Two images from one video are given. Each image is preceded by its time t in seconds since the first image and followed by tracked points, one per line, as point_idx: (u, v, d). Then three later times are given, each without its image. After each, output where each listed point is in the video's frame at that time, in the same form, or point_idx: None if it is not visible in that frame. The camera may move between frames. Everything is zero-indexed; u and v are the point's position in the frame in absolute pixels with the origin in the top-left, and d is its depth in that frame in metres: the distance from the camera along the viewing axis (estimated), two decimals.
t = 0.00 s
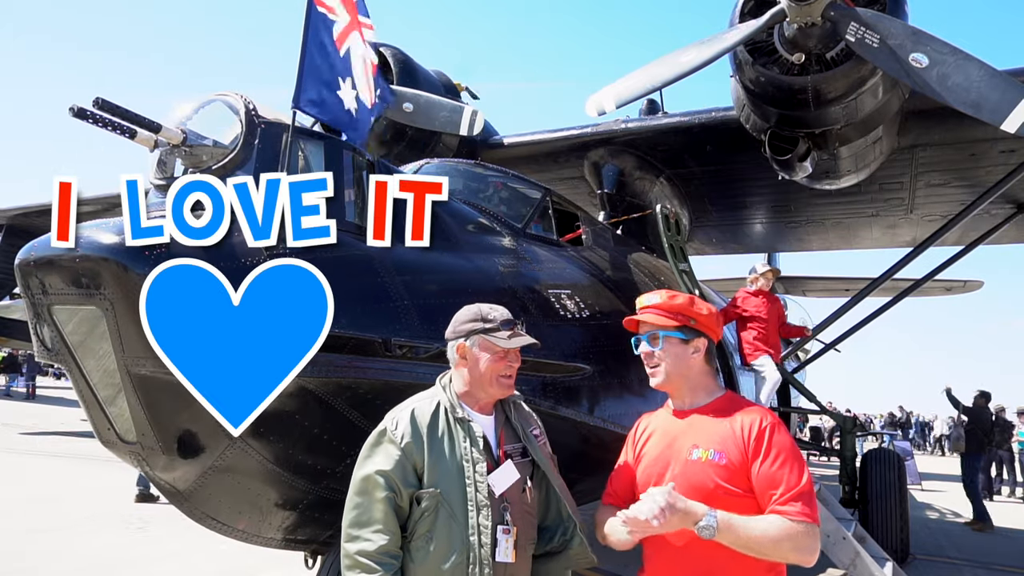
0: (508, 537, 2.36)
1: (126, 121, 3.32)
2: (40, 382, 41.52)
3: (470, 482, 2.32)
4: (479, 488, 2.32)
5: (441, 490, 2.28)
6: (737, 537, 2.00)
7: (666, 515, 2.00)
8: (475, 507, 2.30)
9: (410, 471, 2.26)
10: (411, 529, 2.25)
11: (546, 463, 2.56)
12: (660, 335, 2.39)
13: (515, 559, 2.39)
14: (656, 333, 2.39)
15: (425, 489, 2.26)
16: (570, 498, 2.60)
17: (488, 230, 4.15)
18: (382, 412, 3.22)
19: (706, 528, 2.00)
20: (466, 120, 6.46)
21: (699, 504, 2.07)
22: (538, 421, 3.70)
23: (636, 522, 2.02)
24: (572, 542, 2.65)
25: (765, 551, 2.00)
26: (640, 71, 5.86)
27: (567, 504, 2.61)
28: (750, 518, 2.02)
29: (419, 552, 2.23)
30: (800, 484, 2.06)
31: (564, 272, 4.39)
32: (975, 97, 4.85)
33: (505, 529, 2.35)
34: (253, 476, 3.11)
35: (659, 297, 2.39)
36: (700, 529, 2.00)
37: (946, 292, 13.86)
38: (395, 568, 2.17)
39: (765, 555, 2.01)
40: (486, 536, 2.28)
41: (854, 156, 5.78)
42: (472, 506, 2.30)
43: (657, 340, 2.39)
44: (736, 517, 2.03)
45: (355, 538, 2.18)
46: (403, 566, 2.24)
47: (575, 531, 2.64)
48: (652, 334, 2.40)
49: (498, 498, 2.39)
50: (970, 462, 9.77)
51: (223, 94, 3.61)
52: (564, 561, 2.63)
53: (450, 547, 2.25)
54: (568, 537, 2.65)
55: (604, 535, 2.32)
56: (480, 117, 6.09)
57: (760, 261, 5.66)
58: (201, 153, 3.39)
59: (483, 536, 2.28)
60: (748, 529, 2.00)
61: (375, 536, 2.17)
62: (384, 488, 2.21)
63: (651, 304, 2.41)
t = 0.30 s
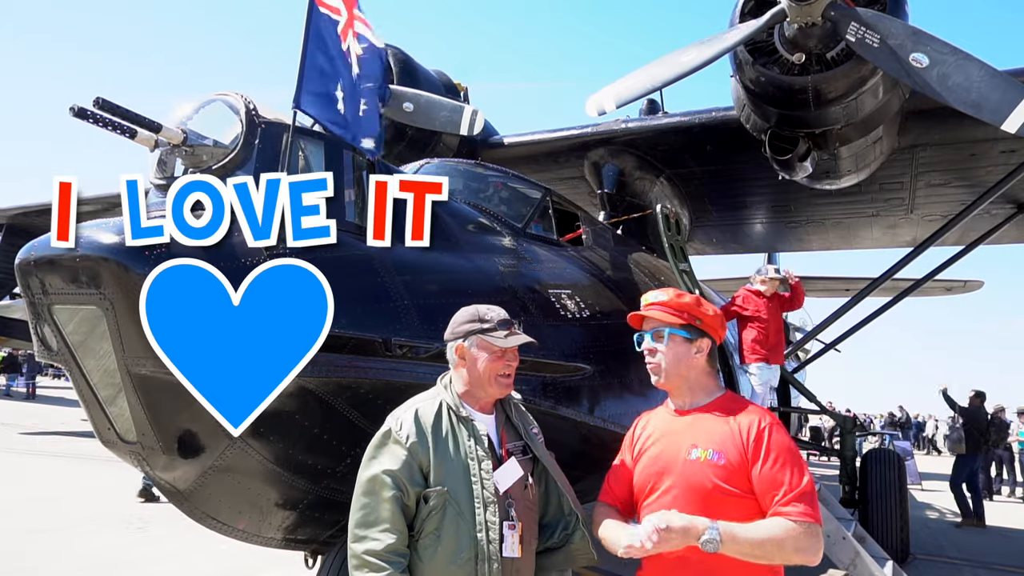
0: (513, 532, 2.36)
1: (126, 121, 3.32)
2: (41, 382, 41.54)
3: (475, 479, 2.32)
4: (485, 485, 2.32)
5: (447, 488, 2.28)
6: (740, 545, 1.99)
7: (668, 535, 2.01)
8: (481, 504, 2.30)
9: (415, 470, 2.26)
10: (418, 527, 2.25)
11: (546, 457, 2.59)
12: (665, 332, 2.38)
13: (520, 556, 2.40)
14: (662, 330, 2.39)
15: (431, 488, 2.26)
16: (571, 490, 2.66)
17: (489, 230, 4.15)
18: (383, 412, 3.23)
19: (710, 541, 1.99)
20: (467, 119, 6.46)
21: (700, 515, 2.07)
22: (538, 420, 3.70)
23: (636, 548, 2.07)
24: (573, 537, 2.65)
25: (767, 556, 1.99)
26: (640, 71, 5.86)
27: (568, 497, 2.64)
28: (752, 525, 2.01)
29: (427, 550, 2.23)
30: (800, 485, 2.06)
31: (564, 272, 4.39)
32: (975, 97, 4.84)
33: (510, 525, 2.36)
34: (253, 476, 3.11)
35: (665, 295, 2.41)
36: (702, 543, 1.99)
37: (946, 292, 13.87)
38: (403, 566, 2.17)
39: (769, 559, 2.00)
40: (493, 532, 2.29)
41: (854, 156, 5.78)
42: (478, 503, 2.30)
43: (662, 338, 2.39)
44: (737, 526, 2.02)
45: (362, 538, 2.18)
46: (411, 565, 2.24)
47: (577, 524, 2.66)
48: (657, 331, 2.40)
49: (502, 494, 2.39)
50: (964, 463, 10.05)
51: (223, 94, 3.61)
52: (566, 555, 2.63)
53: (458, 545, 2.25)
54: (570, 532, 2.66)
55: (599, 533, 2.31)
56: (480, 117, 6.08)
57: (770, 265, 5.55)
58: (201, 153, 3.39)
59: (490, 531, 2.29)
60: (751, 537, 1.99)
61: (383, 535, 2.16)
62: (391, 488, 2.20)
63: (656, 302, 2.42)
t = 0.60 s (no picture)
0: (509, 535, 2.36)
1: (126, 121, 3.32)
2: (41, 382, 41.56)
3: (473, 482, 2.32)
4: (483, 488, 2.32)
5: (444, 489, 2.28)
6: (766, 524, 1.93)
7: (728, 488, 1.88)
8: (478, 506, 2.30)
9: (413, 471, 2.26)
10: (414, 528, 2.25)
11: (544, 461, 2.59)
12: (681, 330, 2.39)
13: (517, 557, 2.40)
14: (679, 328, 2.39)
15: (428, 489, 2.26)
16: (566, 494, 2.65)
17: (489, 230, 4.15)
18: (382, 412, 3.23)
19: (754, 512, 1.88)
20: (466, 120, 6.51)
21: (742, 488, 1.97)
22: (538, 420, 3.70)
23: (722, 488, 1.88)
24: (569, 539, 2.67)
25: (782, 538, 1.95)
26: (640, 71, 5.86)
27: (564, 502, 2.64)
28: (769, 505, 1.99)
29: (423, 550, 2.23)
30: (802, 478, 2.07)
31: (564, 272, 4.39)
32: (975, 97, 4.84)
33: (506, 527, 2.36)
34: (253, 476, 3.11)
35: (673, 295, 2.42)
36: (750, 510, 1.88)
37: (946, 293, 13.87)
38: (400, 566, 2.17)
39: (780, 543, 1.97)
40: (489, 534, 2.29)
41: (854, 156, 5.78)
42: (476, 505, 2.30)
43: (679, 336, 2.38)
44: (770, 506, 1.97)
45: (360, 536, 2.18)
46: (408, 564, 2.24)
47: (572, 527, 2.67)
48: (671, 331, 2.39)
49: (500, 496, 2.39)
50: (956, 463, 10.13)
51: (223, 94, 3.61)
52: (564, 556, 2.65)
53: (454, 546, 2.25)
54: (566, 534, 2.68)
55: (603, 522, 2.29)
56: (480, 116, 6.08)
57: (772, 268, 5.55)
58: (201, 153, 3.39)
59: (487, 534, 2.29)
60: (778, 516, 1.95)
61: (380, 535, 2.16)
62: (390, 488, 2.20)
63: (665, 301, 2.41)
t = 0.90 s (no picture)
0: (505, 534, 2.36)
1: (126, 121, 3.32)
2: (42, 382, 41.55)
3: (469, 481, 2.32)
4: (480, 487, 2.32)
5: (440, 487, 2.28)
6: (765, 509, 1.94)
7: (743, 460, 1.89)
8: (474, 505, 2.30)
9: (410, 469, 2.26)
10: (410, 526, 2.25)
11: (544, 462, 2.58)
12: (677, 331, 2.38)
13: (512, 557, 2.39)
14: (674, 328, 2.39)
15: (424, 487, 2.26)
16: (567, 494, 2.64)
17: (488, 230, 4.15)
18: (383, 412, 3.23)
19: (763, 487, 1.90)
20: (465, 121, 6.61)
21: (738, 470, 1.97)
22: (539, 420, 3.69)
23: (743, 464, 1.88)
24: (570, 539, 2.67)
25: (780, 526, 1.95)
26: (640, 71, 5.86)
27: (566, 501, 2.64)
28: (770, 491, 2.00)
29: (418, 548, 2.23)
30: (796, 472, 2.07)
31: (565, 272, 4.40)
32: (975, 97, 4.84)
33: (502, 527, 2.36)
34: (253, 476, 3.11)
35: (670, 295, 2.40)
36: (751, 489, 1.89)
37: (946, 293, 13.87)
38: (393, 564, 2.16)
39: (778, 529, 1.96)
40: (485, 534, 2.28)
41: (854, 156, 5.78)
42: (471, 504, 2.30)
43: (675, 336, 2.38)
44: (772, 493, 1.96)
45: (355, 533, 2.18)
46: (402, 563, 2.23)
47: (572, 527, 2.67)
48: (666, 330, 2.38)
49: (496, 496, 2.38)
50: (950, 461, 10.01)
51: (223, 94, 3.62)
52: (563, 556, 2.65)
53: (449, 544, 2.25)
54: (566, 534, 2.67)
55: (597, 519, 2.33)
56: (479, 116, 6.07)
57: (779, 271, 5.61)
58: (201, 153, 3.39)
59: (481, 533, 2.28)
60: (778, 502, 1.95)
61: (374, 532, 2.17)
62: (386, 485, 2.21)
63: (662, 301, 2.40)
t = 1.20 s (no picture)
0: (501, 534, 2.33)
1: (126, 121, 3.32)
2: (41, 382, 41.54)
3: (467, 477, 2.32)
4: (477, 483, 2.32)
5: (439, 482, 2.28)
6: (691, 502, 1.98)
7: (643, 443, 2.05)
8: (471, 502, 2.30)
9: (409, 462, 2.26)
10: (407, 520, 2.25)
11: (546, 465, 2.57)
12: (680, 329, 2.38)
13: (507, 558, 2.38)
14: (677, 326, 2.38)
15: (423, 481, 2.27)
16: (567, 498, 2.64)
17: (489, 230, 4.16)
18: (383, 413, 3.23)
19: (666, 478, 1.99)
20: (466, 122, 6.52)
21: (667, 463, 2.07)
22: (538, 420, 3.68)
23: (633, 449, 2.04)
24: (568, 543, 2.69)
25: (720, 516, 1.96)
26: (640, 71, 5.86)
27: (566, 505, 2.63)
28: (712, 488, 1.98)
29: (414, 543, 2.23)
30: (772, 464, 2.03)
31: (565, 272, 4.40)
32: (975, 98, 4.84)
33: (498, 526, 2.32)
34: (253, 476, 3.10)
35: (674, 293, 2.40)
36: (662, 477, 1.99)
37: (946, 293, 13.87)
38: (390, 557, 2.17)
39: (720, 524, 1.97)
40: (481, 531, 2.28)
41: (854, 156, 5.77)
42: (469, 501, 2.30)
43: (678, 334, 2.37)
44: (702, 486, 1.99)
45: (353, 525, 2.19)
46: (398, 557, 2.23)
47: (571, 531, 2.68)
48: (670, 328, 2.38)
49: (494, 495, 2.35)
50: (945, 463, 10.05)
51: (223, 94, 3.62)
52: (560, 561, 2.68)
53: (445, 538, 2.25)
54: (565, 538, 2.69)
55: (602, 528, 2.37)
56: (480, 117, 6.06)
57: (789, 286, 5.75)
58: (202, 153, 3.39)
59: (477, 531, 2.28)
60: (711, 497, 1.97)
61: (372, 524, 2.17)
62: (385, 477, 2.21)
63: (665, 299, 2.40)
